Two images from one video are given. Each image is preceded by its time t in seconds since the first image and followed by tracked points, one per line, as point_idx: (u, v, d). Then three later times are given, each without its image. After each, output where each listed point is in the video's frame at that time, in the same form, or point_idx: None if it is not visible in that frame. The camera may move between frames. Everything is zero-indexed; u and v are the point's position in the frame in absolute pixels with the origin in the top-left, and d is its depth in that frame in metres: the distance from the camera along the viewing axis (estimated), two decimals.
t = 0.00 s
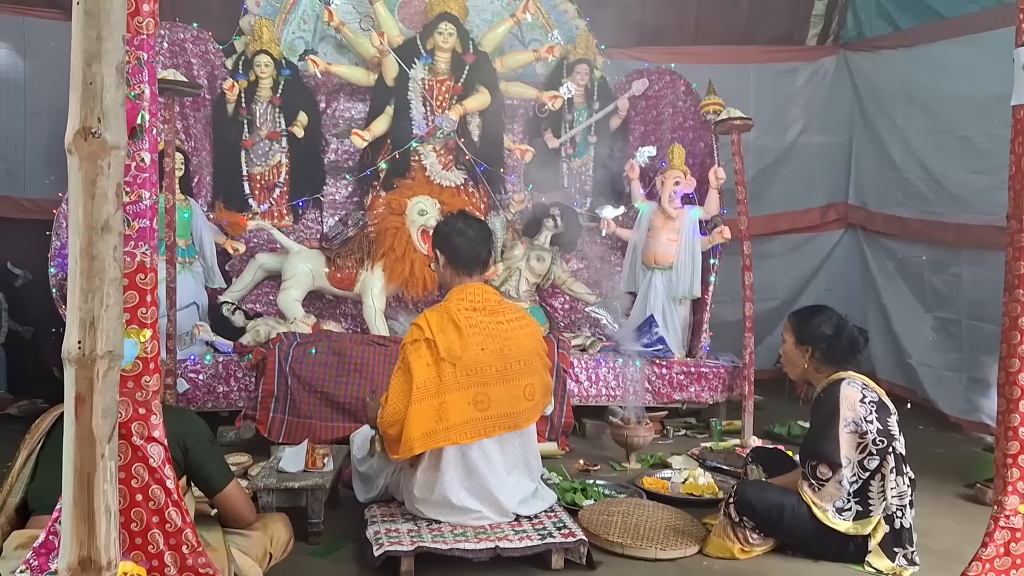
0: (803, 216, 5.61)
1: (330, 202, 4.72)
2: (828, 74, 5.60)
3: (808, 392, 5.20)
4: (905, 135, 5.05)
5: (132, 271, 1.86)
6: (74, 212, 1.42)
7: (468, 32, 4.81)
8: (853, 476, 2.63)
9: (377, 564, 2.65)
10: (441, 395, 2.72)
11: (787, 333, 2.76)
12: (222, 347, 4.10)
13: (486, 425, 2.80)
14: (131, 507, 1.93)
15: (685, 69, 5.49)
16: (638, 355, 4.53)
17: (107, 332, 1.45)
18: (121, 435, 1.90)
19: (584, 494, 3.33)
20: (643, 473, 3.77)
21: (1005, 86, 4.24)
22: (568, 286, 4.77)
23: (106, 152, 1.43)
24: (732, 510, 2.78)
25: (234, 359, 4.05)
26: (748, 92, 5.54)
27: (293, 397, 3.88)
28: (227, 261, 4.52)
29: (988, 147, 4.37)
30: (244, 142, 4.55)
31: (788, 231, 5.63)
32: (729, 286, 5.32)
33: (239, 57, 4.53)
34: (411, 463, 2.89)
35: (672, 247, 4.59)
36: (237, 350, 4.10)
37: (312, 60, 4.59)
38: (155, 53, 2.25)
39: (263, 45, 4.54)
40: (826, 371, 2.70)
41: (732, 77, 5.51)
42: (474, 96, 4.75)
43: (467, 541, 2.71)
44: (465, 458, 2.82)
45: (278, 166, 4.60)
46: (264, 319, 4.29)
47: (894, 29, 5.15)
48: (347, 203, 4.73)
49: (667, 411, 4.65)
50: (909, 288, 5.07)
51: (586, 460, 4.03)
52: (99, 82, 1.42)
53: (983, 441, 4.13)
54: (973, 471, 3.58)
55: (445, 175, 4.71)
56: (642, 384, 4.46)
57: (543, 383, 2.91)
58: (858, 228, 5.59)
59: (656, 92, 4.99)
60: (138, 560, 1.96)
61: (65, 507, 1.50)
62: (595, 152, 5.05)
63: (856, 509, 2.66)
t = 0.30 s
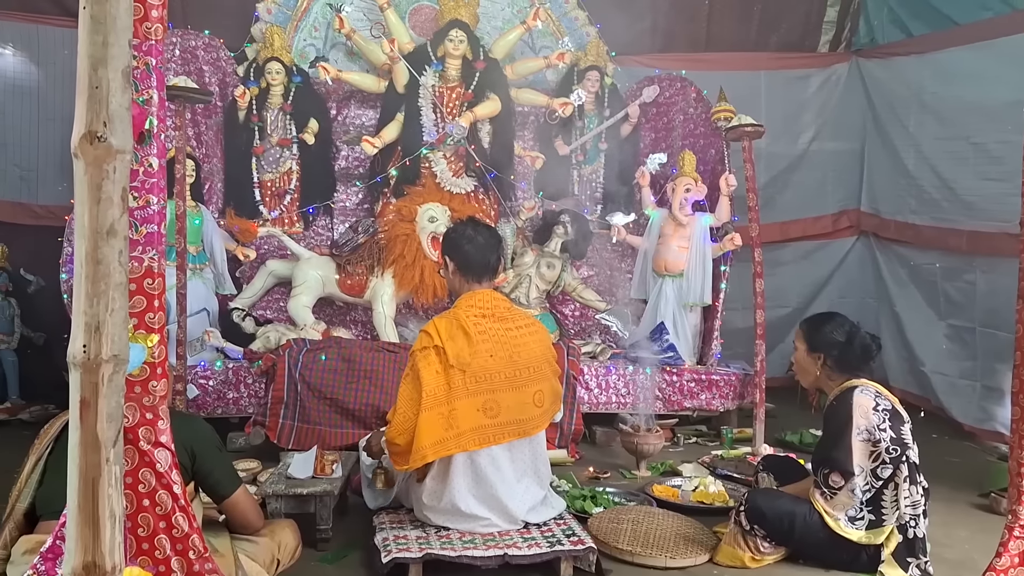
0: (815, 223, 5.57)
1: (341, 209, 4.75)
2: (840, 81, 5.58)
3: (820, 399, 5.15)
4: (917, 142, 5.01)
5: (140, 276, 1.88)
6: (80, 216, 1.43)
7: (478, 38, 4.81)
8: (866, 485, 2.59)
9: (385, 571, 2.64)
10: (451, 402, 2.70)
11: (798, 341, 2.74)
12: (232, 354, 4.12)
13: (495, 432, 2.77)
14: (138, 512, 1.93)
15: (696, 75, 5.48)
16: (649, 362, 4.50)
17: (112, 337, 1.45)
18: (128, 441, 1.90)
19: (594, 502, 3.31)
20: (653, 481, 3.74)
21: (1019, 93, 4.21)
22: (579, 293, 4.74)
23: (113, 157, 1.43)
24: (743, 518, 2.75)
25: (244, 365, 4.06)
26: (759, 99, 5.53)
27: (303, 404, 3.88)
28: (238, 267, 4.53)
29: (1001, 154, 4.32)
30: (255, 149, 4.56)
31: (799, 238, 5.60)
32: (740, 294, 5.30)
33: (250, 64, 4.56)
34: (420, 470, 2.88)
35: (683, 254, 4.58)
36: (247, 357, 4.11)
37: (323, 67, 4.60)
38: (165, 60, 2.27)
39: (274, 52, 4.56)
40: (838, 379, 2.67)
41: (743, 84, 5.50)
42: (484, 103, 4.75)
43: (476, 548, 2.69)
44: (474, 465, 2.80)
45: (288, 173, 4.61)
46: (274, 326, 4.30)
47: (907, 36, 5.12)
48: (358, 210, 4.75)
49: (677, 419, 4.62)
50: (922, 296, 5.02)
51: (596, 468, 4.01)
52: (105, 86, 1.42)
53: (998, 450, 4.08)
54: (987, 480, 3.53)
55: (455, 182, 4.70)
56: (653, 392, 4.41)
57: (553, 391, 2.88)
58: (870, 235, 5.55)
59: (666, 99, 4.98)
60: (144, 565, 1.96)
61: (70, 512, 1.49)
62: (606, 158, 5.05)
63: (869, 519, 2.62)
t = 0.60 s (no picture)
0: (826, 228, 5.54)
1: (352, 213, 4.78)
2: (853, 85, 5.55)
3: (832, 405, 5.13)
4: (930, 146, 4.98)
5: (151, 276, 1.89)
6: (92, 216, 1.44)
7: (489, 43, 4.82)
8: (878, 489, 2.57)
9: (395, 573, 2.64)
10: (460, 405, 2.69)
11: (809, 345, 2.73)
12: (243, 357, 4.14)
13: (505, 435, 2.77)
14: (149, 512, 1.94)
15: (707, 80, 5.49)
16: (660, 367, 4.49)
17: (123, 336, 1.46)
18: (139, 440, 1.91)
19: (604, 505, 3.31)
20: (663, 486, 3.73)
21: None
22: (589, 297, 4.71)
23: (125, 157, 1.44)
24: (754, 522, 2.77)
25: (255, 368, 4.08)
26: (770, 104, 5.52)
27: (313, 406, 3.89)
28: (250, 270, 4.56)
29: (1015, 159, 4.29)
30: (267, 153, 4.58)
31: (811, 243, 5.58)
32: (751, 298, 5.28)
33: (263, 68, 4.59)
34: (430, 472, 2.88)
35: (695, 258, 4.55)
36: (258, 360, 4.14)
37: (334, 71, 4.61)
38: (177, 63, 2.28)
39: (287, 57, 4.54)
40: (848, 383, 2.65)
41: (755, 88, 5.49)
42: (495, 107, 4.74)
43: (485, 551, 2.69)
44: (483, 468, 2.79)
45: (300, 177, 4.62)
46: (285, 329, 4.30)
47: (920, 40, 5.10)
48: (369, 214, 4.78)
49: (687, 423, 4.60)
50: (935, 301, 4.99)
51: (606, 472, 4.00)
52: (117, 85, 1.43)
53: (1011, 456, 4.04)
54: (1001, 486, 3.50)
55: (465, 186, 4.69)
56: (663, 397, 4.40)
57: (561, 393, 2.88)
58: (882, 239, 5.52)
59: (678, 103, 4.97)
60: (155, 565, 1.97)
61: (81, 509, 1.50)
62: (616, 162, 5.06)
63: (880, 523, 2.59)
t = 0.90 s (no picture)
0: (834, 232, 5.53)
1: (360, 215, 4.79)
2: (860, 89, 5.54)
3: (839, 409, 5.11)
4: (938, 150, 4.96)
5: (159, 279, 1.90)
6: (100, 217, 1.45)
7: (496, 46, 4.83)
8: (884, 493, 2.55)
9: None
10: (467, 409, 2.70)
11: (814, 348, 2.72)
12: (250, 360, 4.15)
13: (511, 438, 2.77)
14: (156, 514, 1.95)
15: (714, 83, 5.49)
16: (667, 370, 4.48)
17: (130, 337, 1.47)
18: (147, 442, 1.92)
19: (610, 508, 3.31)
20: (670, 490, 3.72)
21: None
22: (596, 301, 4.72)
23: (133, 159, 1.45)
24: (760, 525, 2.78)
25: (263, 371, 4.09)
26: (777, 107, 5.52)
27: (320, 409, 3.90)
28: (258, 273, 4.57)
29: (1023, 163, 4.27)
30: (276, 156, 4.60)
31: (818, 247, 5.57)
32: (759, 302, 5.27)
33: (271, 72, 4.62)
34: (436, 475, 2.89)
35: (702, 261, 4.54)
36: (266, 362, 4.15)
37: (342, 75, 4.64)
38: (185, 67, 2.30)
39: (295, 60, 4.60)
40: (854, 387, 2.64)
41: (762, 91, 5.49)
42: (502, 111, 4.76)
43: (490, 553, 2.69)
44: (490, 472, 2.79)
45: (308, 180, 4.65)
46: (293, 332, 4.32)
47: (928, 44, 5.09)
48: (376, 217, 4.79)
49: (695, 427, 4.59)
50: (943, 305, 4.97)
51: (613, 476, 3.99)
52: (126, 88, 1.45)
53: (1019, 461, 4.02)
54: (1008, 490, 3.48)
55: (473, 189, 4.71)
56: (670, 400, 4.40)
57: (568, 397, 2.88)
58: (890, 243, 5.50)
59: (685, 107, 4.97)
60: (162, 566, 1.99)
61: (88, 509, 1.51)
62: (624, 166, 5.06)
63: (887, 527, 2.57)
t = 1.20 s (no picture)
0: (837, 235, 5.52)
1: (363, 219, 4.80)
2: (864, 92, 5.53)
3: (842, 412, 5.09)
4: (942, 153, 4.95)
5: (161, 282, 1.90)
6: (103, 221, 1.45)
7: (500, 50, 4.83)
8: (885, 496, 2.54)
9: None
10: (469, 413, 2.69)
11: (814, 352, 2.72)
12: (253, 362, 4.15)
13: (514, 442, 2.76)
14: (158, 517, 1.96)
15: (717, 87, 5.49)
16: (670, 374, 4.47)
17: (132, 341, 1.47)
18: (148, 445, 1.92)
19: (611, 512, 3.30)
20: (672, 493, 3.71)
21: None
22: (599, 304, 4.73)
23: (136, 164, 1.46)
24: (762, 530, 2.77)
25: (266, 374, 4.09)
26: (780, 110, 5.51)
27: (323, 412, 3.90)
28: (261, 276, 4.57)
29: None
30: (279, 160, 4.62)
31: (822, 250, 5.55)
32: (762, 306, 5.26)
33: (275, 75, 4.63)
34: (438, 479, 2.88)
35: (705, 265, 4.53)
36: (268, 365, 4.16)
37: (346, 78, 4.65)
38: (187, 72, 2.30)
39: (300, 64, 4.56)
40: (856, 391, 2.64)
41: (765, 95, 5.49)
42: (505, 114, 4.76)
43: (493, 557, 2.69)
44: (492, 476, 2.79)
45: (311, 183, 4.65)
46: (295, 335, 4.33)
47: (932, 47, 5.09)
48: (379, 220, 4.79)
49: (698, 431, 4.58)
50: (947, 309, 4.95)
51: (615, 479, 3.98)
52: (129, 93, 1.45)
53: None
54: (1012, 495, 3.47)
55: (476, 193, 4.71)
56: (673, 404, 4.39)
57: (570, 400, 2.88)
58: (894, 247, 5.49)
59: (688, 110, 4.96)
60: (164, 569, 1.99)
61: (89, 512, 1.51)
62: (627, 169, 5.06)
63: (889, 532, 2.56)
